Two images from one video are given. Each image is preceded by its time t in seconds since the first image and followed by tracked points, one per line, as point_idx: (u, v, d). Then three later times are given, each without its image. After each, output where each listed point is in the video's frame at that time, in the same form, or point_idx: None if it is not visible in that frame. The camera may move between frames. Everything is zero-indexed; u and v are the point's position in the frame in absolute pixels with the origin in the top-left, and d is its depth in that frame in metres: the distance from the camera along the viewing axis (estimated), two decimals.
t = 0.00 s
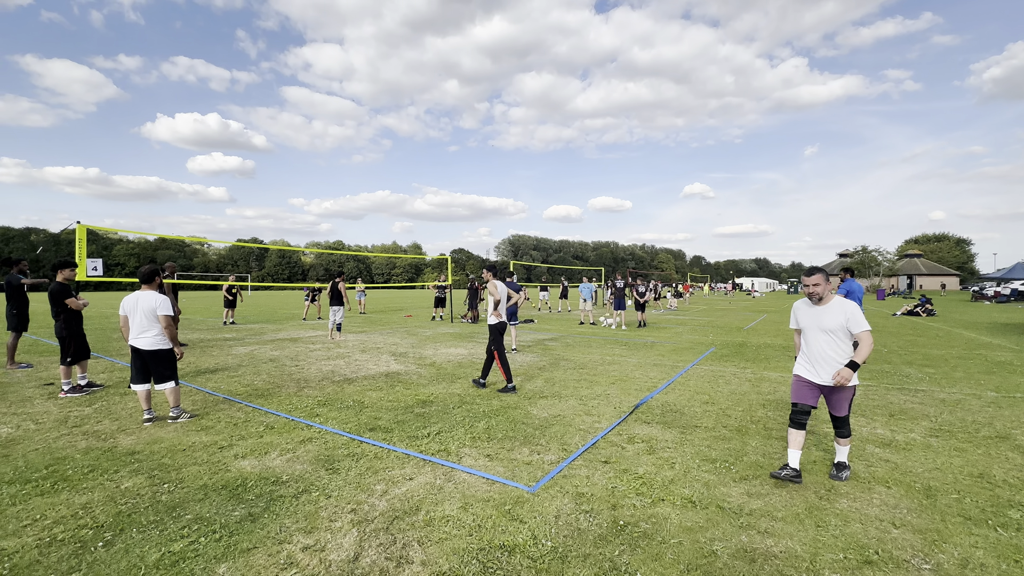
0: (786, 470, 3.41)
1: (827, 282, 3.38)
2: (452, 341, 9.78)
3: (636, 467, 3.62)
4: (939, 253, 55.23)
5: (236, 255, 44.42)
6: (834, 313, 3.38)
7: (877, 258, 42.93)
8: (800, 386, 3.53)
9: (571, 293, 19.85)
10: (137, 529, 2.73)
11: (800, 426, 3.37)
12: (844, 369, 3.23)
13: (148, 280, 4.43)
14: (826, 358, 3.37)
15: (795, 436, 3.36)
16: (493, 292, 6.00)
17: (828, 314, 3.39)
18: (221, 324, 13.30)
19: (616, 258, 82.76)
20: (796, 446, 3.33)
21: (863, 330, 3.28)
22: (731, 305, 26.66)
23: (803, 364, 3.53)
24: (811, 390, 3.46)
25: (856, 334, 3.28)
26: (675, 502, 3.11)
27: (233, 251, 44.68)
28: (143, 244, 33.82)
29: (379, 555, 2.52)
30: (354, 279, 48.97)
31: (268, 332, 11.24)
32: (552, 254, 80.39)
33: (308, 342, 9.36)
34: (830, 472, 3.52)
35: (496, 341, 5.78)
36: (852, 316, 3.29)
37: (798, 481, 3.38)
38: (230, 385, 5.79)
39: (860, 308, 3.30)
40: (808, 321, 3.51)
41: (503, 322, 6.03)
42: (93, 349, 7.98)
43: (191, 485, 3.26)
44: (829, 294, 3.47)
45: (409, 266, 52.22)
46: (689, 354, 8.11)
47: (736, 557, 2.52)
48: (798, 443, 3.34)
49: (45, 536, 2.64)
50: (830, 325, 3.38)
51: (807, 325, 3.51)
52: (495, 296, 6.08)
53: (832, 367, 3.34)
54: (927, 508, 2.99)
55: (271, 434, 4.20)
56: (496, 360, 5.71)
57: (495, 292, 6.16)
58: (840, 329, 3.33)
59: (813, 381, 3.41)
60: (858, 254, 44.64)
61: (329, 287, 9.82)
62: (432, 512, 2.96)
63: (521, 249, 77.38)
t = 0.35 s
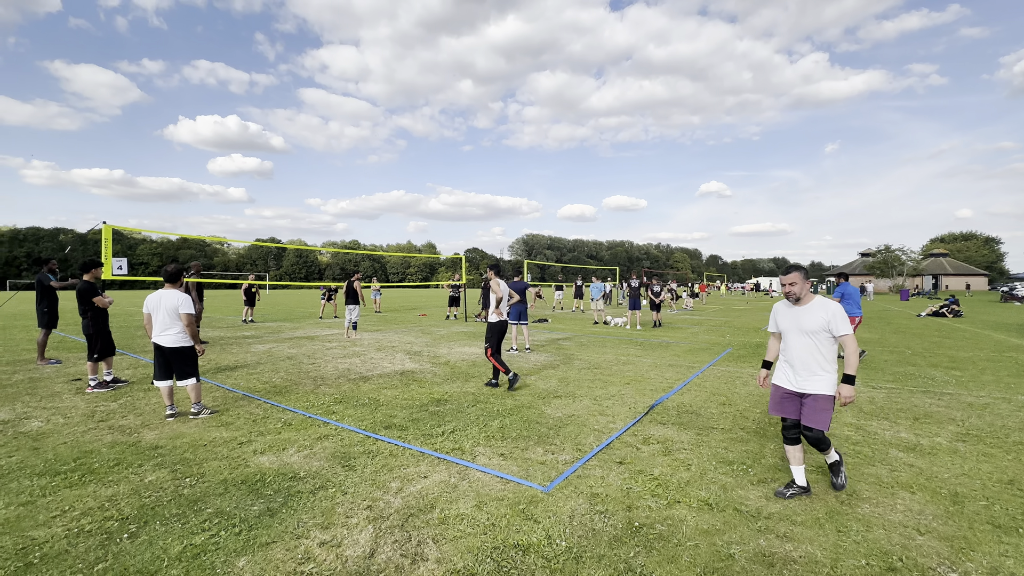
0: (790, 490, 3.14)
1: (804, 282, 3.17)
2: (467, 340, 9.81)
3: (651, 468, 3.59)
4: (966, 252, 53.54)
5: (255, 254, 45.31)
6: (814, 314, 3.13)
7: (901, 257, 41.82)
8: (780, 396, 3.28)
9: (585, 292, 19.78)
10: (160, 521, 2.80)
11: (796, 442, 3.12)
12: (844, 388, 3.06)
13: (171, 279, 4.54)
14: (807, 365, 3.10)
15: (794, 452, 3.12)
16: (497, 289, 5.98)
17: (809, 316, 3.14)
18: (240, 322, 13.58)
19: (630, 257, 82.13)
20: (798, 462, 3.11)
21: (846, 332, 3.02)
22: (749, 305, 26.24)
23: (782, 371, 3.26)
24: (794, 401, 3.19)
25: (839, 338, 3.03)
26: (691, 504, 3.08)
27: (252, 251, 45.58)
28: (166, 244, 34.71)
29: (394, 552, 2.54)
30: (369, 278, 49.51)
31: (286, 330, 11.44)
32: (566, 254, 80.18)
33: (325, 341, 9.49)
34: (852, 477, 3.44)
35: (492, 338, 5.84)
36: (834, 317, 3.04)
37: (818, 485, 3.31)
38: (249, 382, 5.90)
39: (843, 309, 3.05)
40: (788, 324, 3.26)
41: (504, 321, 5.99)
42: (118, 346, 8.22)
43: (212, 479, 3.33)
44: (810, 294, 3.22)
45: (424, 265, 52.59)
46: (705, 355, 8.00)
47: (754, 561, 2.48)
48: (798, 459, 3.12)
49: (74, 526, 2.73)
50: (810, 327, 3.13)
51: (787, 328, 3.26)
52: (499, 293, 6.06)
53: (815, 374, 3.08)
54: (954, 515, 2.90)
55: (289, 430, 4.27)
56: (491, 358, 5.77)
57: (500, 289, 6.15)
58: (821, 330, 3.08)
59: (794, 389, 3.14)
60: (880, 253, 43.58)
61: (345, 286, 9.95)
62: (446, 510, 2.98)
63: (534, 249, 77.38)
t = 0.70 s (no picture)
0: (764, 521, 2.74)
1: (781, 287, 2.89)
2: (482, 338, 9.85)
3: (668, 469, 3.55)
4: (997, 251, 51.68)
5: (274, 253, 46.19)
6: (792, 323, 2.84)
7: (928, 257, 40.57)
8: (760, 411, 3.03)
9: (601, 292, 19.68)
10: (184, 513, 2.88)
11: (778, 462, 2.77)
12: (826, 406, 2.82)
13: (193, 277, 4.64)
14: (785, 378, 2.84)
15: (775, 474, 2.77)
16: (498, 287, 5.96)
17: (788, 324, 2.84)
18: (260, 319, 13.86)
19: (646, 256, 81.37)
20: (776, 485, 2.74)
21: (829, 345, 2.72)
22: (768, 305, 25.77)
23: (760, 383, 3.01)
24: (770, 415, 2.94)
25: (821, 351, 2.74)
26: (709, 506, 3.03)
27: (271, 250, 46.57)
28: (189, 242, 35.61)
29: (410, 548, 2.56)
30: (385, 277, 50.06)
31: (305, 327, 11.62)
32: (582, 253, 79.85)
33: (342, 338, 9.63)
34: (875, 481, 3.35)
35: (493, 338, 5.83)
36: (818, 329, 2.73)
37: (841, 490, 3.24)
38: (269, 378, 6.01)
39: (826, 320, 2.74)
40: (766, 331, 2.98)
41: (507, 321, 5.90)
42: (144, 342, 8.46)
43: (233, 473, 3.40)
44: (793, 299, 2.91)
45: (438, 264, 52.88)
46: (723, 356, 7.88)
47: (774, 566, 2.43)
48: (778, 483, 2.74)
49: (102, 516, 2.82)
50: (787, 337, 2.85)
51: (764, 336, 2.99)
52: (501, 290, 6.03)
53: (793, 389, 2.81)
54: (983, 523, 2.80)
55: (307, 426, 4.34)
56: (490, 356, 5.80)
57: (503, 287, 6.06)
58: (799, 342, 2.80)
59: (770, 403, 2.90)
60: (906, 253, 42.39)
61: (362, 285, 10.07)
62: (462, 508, 2.99)
63: (549, 248, 77.22)
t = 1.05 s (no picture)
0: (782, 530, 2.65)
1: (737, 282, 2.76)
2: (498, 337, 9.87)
3: (686, 471, 3.50)
4: None
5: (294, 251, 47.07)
6: (749, 319, 2.71)
7: (958, 256, 39.22)
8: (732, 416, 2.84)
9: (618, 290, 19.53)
10: (208, 505, 2.95)
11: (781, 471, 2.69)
12: (758, 404, 2.49)
13: (215, 274, 4.74)
14: (741, 376, 2.71)
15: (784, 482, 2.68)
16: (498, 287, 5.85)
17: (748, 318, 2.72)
18: (281, 316, 14.14)
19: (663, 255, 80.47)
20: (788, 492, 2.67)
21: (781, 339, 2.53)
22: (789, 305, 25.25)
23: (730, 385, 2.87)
24: (732, 414, 2.77)
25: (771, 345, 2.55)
26: (728, 509, 2.98)
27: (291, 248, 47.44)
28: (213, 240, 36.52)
29: (427, 544, 2.58)
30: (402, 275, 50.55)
31: (323, 325, 11.80)
32: (598, 252, 79.33)
33: (360, 335, 9.75)
34: (902, 487, 3.25)
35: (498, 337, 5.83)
36: (770, 320, 2.57)
37: (865, 495, 3.15)
38: (289, 374, 6.12)
39: (778, 313, 2.56)
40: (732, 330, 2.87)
41: (509, 320, 5.86)
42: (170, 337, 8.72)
43: (255, 466, 3.48)
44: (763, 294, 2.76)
45: (454, 262, 53.13)
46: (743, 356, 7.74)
47: (795, 571, 2.38)
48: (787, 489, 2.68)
49: (130, 506, 2.91)
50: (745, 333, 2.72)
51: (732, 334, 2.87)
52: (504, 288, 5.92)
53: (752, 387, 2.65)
54: (1018, 533, 2.70)
55: (326, 422, 4.40)
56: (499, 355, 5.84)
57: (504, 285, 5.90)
58: (753, 338, 2.65)
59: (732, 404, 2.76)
60: (935, 251, 41.05)
61: (380, 283, 10.19)
62: (478, 505, 3.00)
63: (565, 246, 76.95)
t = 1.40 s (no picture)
0: (749, 517, 2.63)
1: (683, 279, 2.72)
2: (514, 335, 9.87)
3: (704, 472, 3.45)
4: None
5: (313, 249, 47.82)
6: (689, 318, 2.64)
7: (990, 254, 37.83)
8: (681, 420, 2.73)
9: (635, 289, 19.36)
10: (231, 497, 3.02)
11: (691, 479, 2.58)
12: (693, 407, 2.41)
13: (237, 272, 4.84)
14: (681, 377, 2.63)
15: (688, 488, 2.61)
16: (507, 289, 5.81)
17: (685, 316, 2.65)
18: (301, 313, 14.41)
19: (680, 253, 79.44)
20: (722, 484, 2.60)
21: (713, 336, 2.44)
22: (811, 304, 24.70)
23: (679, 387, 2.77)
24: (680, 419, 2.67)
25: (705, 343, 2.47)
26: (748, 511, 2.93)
27: (310, 246, 48.21)
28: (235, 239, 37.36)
29: (444, 540, 2.60)
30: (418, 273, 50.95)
31: (342, 322, 11.97)
32: (614, 250, 78.70)
33: (377, 332, 9.86)
34: (930, 492, 3.16)
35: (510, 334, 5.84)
36: (702, 318, 2.49)
37: (891, 500, 3.07)
38: (308, 370, 6.23)
39: (710, 309, 2.48)
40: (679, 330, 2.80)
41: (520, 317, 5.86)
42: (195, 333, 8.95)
43: (276, 460, 3.55)
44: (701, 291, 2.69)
45: (469, 260, 53.28)
46: (763, 356, 7.59)
47: None
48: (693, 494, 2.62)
49: (157, 497, 2.99)
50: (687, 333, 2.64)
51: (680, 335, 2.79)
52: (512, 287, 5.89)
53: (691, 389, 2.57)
54: None
55: (345, 417, 4.47)
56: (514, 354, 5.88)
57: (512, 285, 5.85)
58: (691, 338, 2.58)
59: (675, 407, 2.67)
60: (967, 250, 39.65)
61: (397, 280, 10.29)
62: (494, 502, 3.01)
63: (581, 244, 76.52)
